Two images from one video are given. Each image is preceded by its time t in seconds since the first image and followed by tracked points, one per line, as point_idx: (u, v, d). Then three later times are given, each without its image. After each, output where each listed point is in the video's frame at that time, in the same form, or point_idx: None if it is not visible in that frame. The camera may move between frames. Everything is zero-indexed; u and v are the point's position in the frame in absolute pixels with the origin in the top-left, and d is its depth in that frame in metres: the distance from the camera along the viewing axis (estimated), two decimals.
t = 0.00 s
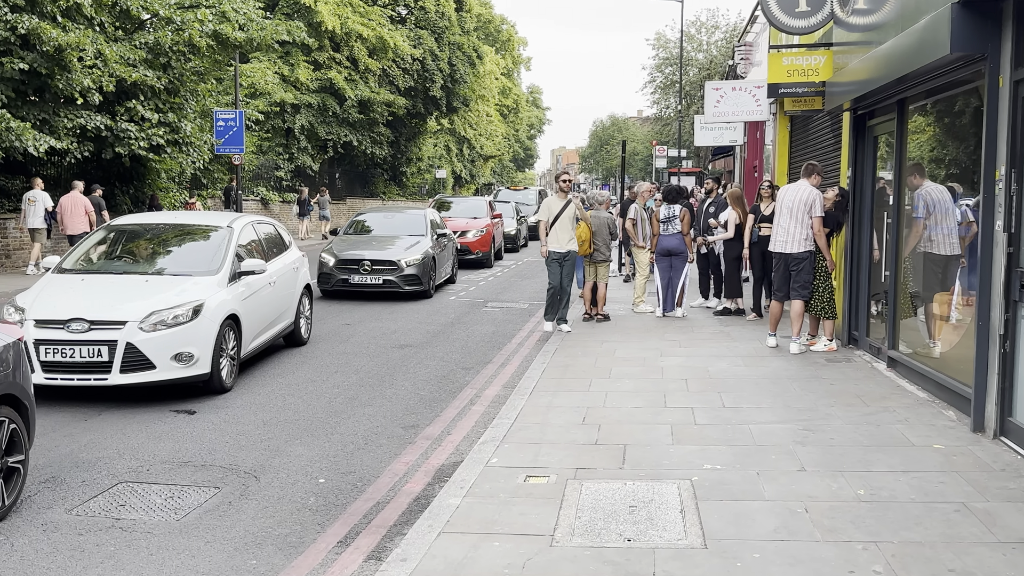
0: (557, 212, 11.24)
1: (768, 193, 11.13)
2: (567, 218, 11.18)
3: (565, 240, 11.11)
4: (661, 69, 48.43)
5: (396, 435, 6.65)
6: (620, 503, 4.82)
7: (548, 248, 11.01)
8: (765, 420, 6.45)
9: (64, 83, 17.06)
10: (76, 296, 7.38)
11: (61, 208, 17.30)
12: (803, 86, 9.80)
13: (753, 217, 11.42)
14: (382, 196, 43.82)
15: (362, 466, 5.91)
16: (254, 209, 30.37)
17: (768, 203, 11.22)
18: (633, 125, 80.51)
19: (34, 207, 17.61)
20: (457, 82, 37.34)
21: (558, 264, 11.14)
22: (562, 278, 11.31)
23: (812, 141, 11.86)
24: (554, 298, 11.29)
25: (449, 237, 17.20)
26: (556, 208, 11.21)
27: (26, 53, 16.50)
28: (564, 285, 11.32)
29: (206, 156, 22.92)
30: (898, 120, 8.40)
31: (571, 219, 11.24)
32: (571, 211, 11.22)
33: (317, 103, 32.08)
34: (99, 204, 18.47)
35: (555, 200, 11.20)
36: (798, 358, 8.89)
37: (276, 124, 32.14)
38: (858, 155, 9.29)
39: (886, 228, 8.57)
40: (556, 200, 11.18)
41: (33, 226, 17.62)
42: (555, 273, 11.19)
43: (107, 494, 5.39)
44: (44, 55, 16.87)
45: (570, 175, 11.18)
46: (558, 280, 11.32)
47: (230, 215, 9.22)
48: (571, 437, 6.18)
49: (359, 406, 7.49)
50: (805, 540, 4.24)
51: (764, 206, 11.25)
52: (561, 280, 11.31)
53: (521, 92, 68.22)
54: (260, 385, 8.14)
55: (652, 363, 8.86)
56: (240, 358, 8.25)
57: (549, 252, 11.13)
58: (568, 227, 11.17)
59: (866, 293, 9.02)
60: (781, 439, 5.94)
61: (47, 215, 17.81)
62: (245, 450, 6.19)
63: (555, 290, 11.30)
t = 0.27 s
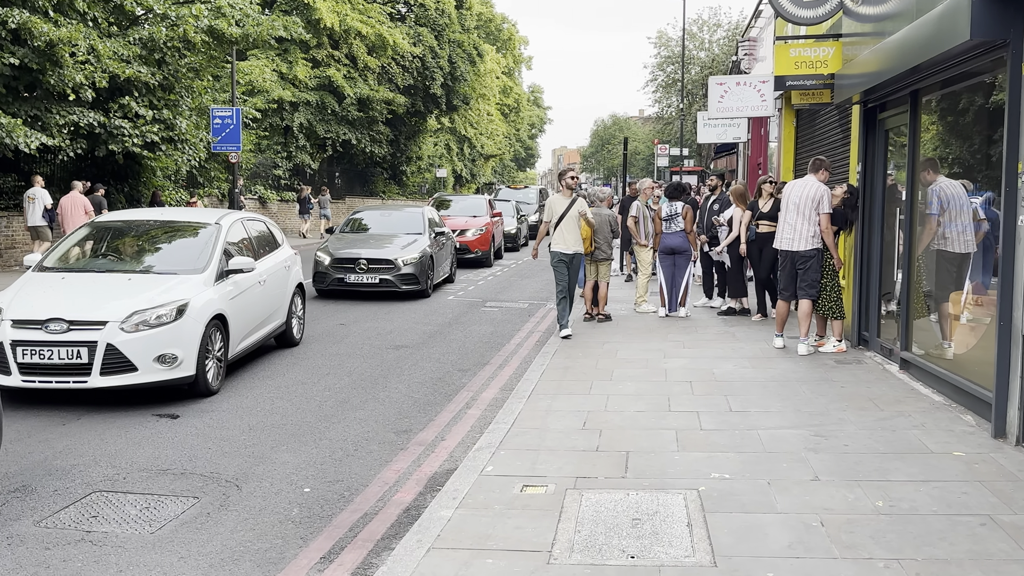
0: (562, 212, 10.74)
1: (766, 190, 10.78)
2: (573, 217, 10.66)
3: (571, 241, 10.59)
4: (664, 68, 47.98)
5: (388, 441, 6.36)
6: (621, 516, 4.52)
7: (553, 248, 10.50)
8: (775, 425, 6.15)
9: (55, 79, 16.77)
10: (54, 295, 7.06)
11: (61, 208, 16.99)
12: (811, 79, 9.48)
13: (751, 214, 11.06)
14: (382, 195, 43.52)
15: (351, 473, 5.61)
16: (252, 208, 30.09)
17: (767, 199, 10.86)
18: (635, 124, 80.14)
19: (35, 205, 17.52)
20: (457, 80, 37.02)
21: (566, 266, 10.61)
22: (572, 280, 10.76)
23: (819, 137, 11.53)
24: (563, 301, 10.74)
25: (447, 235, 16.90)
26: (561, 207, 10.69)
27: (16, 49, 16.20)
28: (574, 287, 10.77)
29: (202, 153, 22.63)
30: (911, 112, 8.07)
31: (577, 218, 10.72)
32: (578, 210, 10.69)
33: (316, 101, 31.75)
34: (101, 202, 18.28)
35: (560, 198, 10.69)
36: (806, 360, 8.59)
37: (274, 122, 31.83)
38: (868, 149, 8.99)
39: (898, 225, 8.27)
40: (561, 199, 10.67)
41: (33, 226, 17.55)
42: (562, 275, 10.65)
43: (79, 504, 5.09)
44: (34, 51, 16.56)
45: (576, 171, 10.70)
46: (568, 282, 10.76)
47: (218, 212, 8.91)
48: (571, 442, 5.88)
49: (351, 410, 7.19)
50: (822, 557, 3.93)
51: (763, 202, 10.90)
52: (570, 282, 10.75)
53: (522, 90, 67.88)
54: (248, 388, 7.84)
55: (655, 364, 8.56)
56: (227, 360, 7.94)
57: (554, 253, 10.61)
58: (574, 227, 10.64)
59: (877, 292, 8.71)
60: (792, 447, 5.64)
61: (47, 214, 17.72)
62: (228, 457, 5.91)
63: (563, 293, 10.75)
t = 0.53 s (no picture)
0: (568, 214, 10.13)
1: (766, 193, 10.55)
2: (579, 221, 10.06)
3: (577, 246, 10.03)
4: (665, 68, 47.70)
5: (383, 456, 6.10)
6: (628, 542, 4.25)
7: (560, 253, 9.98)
8: (787, 441, 5.90)
9: (49, 79, 16.53)
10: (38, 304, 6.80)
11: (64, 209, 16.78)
12: (819, 79, 9.23)
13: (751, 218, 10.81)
14: (382, 196, 43.26)
15: (344, 492, 5.35)
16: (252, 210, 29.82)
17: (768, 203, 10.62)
18: (636, 125, 79.87)
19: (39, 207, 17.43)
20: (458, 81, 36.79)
21: (572, 275, 10.10)
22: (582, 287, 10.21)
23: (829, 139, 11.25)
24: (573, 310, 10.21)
25: (447, 238, 16.66)
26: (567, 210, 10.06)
27: (10, 49, 15.96)
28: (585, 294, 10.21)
29: (200, 155, 22.40)
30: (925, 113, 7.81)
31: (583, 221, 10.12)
32: (584, 212, 10.08)
33: (315, 101, 31.48)
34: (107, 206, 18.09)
35: (566, 201, 10.04)
36: (816, 369, 8.32)
37: (273, 123, 31.58)
38: (880, 152, 8.73)
39: (912, 230, 8.02)
40: (566, 202, 10.03)
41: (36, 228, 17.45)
42: (569, 284, 10.14)
43: (55, 527, 4.84)
44: (29, 51, 16.32)
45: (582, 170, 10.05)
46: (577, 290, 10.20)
47: (209, 216, 8.63)
48: (574, 459, 5.63)
49: (345, 422, 6.93)
50: None
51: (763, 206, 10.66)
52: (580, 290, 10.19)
53: (523, 91, 67.63)
54: (240, 398, 7.59)
55: (661, 374, 8.30)
56: (218, 369, 7.68)
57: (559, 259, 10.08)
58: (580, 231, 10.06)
59: (890, 299, 8.45)
60: (806, 465, 5.38)
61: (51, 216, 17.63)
62: (217, 473, 5.66)
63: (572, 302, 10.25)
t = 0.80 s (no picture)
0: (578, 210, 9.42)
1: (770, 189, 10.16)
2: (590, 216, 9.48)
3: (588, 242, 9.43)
4: (667, 67, 47.34)
5: (376, 461, 5.80)
6: (635, 557, 3.96)
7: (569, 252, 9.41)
8: (802, 447, 5.59)
9: (41, 74, 16.25)
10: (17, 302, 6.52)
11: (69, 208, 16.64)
12: (830, 70, 8.96)
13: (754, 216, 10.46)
14: (383, 195, 42.96)
15: (333, 502, 5.05)
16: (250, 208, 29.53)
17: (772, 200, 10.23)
18: (638, 124, 79.53)
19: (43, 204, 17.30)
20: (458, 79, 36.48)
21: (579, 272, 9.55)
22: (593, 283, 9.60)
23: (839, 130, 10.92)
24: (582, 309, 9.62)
25: (447, 236, 16.35)
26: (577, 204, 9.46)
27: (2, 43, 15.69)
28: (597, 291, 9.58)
29: (197, 152, 22.13)
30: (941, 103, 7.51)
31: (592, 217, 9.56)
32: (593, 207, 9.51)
33: (314, 99, 31.16)
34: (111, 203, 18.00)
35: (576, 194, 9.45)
36: (828, 369, 8.00)
37: (272, 121, 31.28)
38: (893, 144, 8.43)
39: (927, 224, 7.72)
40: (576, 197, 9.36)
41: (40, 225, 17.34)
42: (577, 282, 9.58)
43: (24, 538, 4.54)
44: (21, 45, 16.05)
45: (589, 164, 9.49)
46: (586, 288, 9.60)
47: (198, 212, 8.34)
48: (576, 466, 5.33)
49: (338, 426, 6.63)
50: None
51: (766, 203, 10.27)
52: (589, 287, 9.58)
53: (524, 89, 67.33)
54: (228, 401, 7.29)
55: (666, 375, 7.99)
56: (206, 370, 7.38)
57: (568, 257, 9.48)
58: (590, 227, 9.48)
59: (905, 297, 8.13)
60: (822, 472, 5.08)
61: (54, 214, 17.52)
62: (199, 481, 5.37)
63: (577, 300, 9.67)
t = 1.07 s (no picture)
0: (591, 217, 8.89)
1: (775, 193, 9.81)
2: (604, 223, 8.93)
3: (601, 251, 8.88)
4: (669, 67, 47.00)
5: (368, 484, 5.49)
6: None
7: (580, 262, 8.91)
8: (819, 470, 5.28)
9: (33, 75, 15.97)
10: None
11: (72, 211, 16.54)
12: (843, 70, 8.70)
13: (759, 221, 10.12)
14: (382, 197, 42.65)
15: (322, 531, 4.74)
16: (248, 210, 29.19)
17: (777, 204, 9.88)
18: (640, 125, 79.21)
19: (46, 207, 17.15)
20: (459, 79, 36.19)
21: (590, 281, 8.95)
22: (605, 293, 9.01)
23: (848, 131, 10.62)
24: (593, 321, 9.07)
25: (446, 240, 16.04)
26: (592, 210, 8.89)
27: None
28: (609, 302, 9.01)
29: (194, 154, 21.84)
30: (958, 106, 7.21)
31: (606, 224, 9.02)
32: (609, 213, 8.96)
33: (313, 100, 30.85)
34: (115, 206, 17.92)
35: (591, 199, 8.89)
36: (841, 382, 7.69)
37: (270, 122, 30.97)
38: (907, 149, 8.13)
39: (945, 232, 7.41)
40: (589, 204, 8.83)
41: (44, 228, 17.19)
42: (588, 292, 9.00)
43: None
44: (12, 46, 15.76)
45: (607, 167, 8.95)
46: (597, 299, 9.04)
47: (186, 218, 8.04)
48: (580, 492, 5.02)
49: (330, 444, 6.32)
50: None
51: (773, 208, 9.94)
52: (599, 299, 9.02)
53: (525, 90, 67.00)
54: (216, 416, 6.98)
55: (673, 388, 7.68)
56: (192, 385, 7.07)
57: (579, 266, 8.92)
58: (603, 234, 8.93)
59: (922, 308, 7.81)
60: (843, 500, 4.77)
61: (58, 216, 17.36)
62: (179, 507, 5.07)
63: (587, 310, 9.08)
